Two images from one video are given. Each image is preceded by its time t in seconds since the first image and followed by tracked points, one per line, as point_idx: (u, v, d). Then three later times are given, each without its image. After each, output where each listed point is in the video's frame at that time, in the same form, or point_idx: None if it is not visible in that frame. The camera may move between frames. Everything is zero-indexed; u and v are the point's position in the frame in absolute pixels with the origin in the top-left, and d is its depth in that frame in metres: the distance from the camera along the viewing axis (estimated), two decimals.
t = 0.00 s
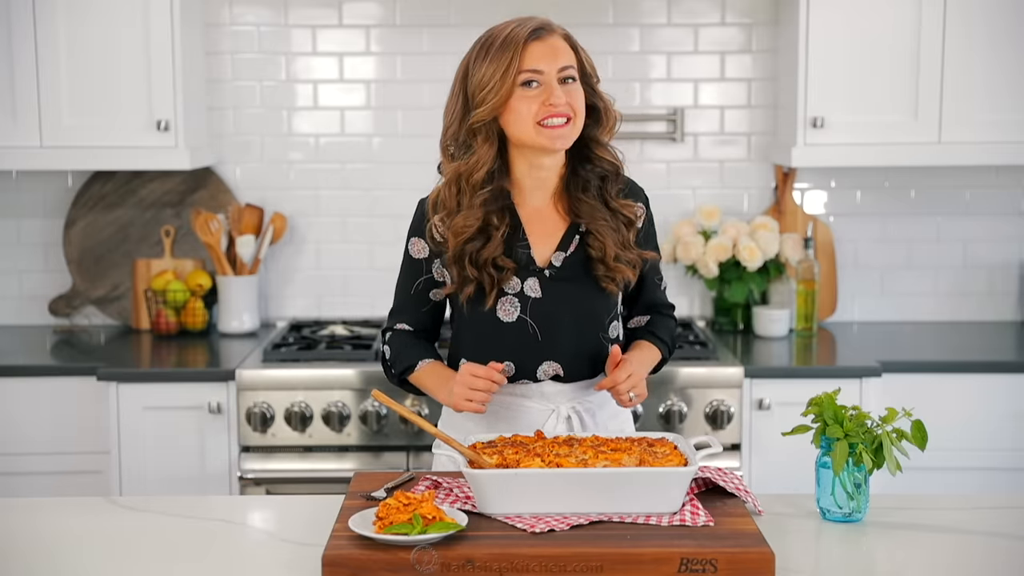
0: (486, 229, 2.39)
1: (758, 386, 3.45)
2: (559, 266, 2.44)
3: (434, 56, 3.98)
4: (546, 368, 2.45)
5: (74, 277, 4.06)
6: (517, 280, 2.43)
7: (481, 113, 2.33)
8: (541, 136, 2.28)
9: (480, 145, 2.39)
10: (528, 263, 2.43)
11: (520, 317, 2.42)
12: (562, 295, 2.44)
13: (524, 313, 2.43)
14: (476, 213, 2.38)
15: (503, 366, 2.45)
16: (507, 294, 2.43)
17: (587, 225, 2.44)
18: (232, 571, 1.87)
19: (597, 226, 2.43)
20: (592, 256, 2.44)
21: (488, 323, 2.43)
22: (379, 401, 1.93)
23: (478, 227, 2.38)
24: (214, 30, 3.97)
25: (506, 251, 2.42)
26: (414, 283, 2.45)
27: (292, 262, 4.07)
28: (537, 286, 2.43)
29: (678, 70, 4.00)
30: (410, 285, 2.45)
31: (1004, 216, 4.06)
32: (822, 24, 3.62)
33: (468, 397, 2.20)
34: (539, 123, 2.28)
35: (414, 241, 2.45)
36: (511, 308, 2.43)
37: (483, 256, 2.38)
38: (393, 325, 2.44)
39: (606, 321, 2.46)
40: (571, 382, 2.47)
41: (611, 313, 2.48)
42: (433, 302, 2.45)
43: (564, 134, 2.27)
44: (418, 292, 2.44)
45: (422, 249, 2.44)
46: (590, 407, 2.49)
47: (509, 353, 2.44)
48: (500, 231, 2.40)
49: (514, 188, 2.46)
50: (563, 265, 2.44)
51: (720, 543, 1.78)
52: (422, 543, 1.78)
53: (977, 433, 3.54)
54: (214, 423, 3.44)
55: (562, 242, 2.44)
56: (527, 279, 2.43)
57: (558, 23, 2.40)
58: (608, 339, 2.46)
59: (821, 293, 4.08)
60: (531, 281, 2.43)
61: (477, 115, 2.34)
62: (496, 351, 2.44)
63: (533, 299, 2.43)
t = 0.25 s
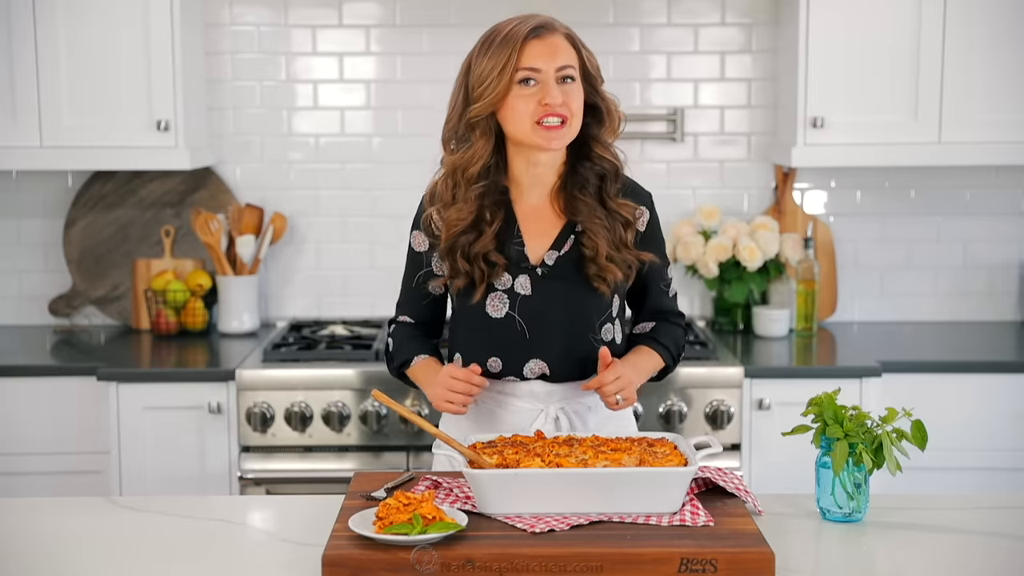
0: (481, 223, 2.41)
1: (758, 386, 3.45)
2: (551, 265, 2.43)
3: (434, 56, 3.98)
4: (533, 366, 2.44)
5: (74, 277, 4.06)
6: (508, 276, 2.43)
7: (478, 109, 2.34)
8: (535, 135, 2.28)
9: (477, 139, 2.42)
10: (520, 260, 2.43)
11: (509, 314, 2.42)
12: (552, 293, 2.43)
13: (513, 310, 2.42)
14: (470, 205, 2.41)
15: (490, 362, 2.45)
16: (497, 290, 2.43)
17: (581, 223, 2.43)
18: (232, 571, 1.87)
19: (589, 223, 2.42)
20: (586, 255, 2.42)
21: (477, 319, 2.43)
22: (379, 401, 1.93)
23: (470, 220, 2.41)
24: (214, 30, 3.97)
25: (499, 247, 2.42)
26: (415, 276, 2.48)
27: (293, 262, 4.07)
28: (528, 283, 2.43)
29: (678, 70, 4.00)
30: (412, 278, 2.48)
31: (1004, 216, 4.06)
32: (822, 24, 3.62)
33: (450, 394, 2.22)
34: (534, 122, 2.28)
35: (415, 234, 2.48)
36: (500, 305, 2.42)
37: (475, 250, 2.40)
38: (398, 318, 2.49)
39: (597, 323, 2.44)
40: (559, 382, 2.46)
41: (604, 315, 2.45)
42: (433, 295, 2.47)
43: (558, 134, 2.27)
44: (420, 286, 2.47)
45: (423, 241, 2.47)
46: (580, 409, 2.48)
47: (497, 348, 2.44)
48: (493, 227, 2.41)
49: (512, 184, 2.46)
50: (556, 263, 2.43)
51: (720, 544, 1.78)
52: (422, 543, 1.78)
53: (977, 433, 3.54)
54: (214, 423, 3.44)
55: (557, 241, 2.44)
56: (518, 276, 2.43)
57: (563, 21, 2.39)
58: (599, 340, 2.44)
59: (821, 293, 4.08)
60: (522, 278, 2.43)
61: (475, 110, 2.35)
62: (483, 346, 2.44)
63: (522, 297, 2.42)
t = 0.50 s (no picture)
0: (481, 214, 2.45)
1: (758, 386, 3.45)
2: (548, 258, 2.43)
3: (434, 56, 3.98)
4: (524, 358, 2.43)
5: (74, 277, 4.06)
6: (505, 267, 2.44)
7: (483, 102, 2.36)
8: (535, 131, 2.29)
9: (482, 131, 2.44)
10: (518, 252, 2.44)
11: (502, 305, 2.42)
12: (546, 286, 2.42)
13: (507, 301, 2.42)
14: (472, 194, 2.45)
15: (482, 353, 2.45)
16: (492, 281, 2.44)
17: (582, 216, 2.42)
18: (232, 571, 1.87)
19: (589, 216, 2.40)
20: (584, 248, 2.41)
21: (473, 309, 2.45)
22: (379, 401, 1.93)
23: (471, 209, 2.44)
24: (214, 30, 3.97)
25: (498, 237, 2.44)
26: (428, 270, 2.52)
27: (293, 262, 4.07)
28: (524, 275, 2.43)
29: (678, 70, 4.00)
30: (428, 272, 2.52)
31: (1004, 216, 4.07)
32: (822, 24, 3.62)
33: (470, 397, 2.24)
34: (534, 118, 2.28)
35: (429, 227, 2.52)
36: (495, 295, 2.43)
37: (473, 238, 2.43)
38: (416, 315, 2.54)
39: (590, 319, 2.43)
40: (548, 377, 2.44)
41: (599, 310, 2.43)
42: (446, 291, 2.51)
43: (559, 131, 2.28)
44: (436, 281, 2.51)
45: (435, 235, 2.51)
46: (570, 409, 2.45)
47: (490, 338, 2.44)
48: (491, 216, 2.44)
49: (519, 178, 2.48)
50: (554, 257, 2.43)
51: (720, 543, 1.78)
52: (422, 543, 1.78)
53: (977, 433, 3.54)
54: (214, 423, 3.44)
55: (557, 235, 2.43)
56: (514, 268, 2.43)
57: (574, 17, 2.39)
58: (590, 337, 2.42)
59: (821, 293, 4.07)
60: (518, 270, 2.43)
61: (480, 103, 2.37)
62: (476, 337, 2.45)
63: (516, 288, 2.42)
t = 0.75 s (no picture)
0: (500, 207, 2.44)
1: (758, 386, 3.45)
2: (565, 253, 2.41)
3: (434, 56, 3.98)
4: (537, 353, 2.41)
5: (74, 277, 4.06)
6: (521, 260, 2.42)
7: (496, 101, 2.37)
8: (547, 129, 2.30)
9: (499, 127, 2.43)
10: (535, 245, 2.42)
11: (517, 299, 2.41)
12: (562, 280, 2.40)
13: (521, 295, 2.41)
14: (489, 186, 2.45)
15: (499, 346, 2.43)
16: (508, 273, 2.42)
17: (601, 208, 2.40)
18: (232, 571, 1.87)
19: (607, 206, 2.38)
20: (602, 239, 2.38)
21: (489, 303, 2.43)
22: (378, 401, 1.92)
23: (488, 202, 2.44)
24: (214, 30, 3.97)
25: (516, 229, 2.43)
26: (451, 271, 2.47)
27: (292, 262, 4.07)
28: (540, 270, 2.41)
29: (678, 70, 4.00)
30: (449, 273, 2.47)
31: (1004, 217, 4.07)
32: (822, 24, 3.62)
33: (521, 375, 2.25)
34: (545, 117, 2.29)
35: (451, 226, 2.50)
36: (510, 289, 2.42)
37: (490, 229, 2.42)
38: (438, 318, 2.48)
39: (602, 315, 2.39)
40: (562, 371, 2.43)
41: (615, 306, 2.39)
42: (471, 291, 2.47)
43: (570, 127, 2.29)
44: (459, 282, 2.46)
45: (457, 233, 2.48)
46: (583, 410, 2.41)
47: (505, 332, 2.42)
48: (507, 207, 2.44)
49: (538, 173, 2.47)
50: (570, 252, 2.41)
51: (720, 543, 1.78)
52: (422, 543, 1.78)
53: (977, 433, 3.54)
54: (215, 423, 3.44)
55: (576, 229, 2.41)
56: (531, 261, 2.42)
57: (587, 11, 2.37)
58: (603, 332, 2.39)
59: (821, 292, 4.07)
60: (535, 263, 2.42)
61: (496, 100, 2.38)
62: (493, 330, 2.43)
63: (532, 282, 2.41)
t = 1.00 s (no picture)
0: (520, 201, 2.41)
1: (758, 386, 3.45)
2: (582, 252, 2.38)
3: (434, 56, 3.98)
4: (553, 349, 2.39)
5: (74, 277, 4.06)
6: (537, 258, 2.40)
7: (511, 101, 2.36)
8: (552, 131, 2.27)
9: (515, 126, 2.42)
10: (551, 244, 2.40)
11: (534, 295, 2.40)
12: (578, 278, 2.38)
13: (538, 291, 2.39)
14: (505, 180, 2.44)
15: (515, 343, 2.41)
16: (524, 271, 2.41)
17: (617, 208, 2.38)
18: (232, 571, 1.87)
19: (624, 205, 2.36)
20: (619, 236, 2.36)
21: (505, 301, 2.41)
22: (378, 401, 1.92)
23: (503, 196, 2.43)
24: (214, 30, 3.97)
25: (533, 224, 2.41)
26: (463, 272, 2.45)
27: (292, 262, 4.07)
28: (557, 267, 2.39)
29: (678, 70, 4.00)
30: (462, 274, 2.45)
31: (1004, 217, 4.07)
32: (822, 24, 3.62)
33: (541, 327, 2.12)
34: (550, 118, 2.27)
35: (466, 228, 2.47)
36: (526, 286, 2.40)
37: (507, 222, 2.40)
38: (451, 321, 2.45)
39: (618, 312, 2.37)
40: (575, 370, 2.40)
41: (631, 303, 2.38)
42: (483, 291, 2.45)
43: (576, 130, 2.26)
44: (471, 282, 2.45)
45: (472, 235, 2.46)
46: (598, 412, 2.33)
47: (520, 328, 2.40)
48: (524, 200, 2.42)
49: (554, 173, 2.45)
50: (587, 251, 2.38)
51: (720, 543, 1.78)
52: (422, 543, 1.78)
53: (977, 433, 3.54)
54: (215, 423, 3.44)
55: (591, 229, 2.39)
56: (547, 259, 2.40)
57: (598, 12, 2.34)
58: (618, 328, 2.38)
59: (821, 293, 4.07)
60: (551, 261, 2.39)
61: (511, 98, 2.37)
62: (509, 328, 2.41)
63: (549, 279, 2.39)
